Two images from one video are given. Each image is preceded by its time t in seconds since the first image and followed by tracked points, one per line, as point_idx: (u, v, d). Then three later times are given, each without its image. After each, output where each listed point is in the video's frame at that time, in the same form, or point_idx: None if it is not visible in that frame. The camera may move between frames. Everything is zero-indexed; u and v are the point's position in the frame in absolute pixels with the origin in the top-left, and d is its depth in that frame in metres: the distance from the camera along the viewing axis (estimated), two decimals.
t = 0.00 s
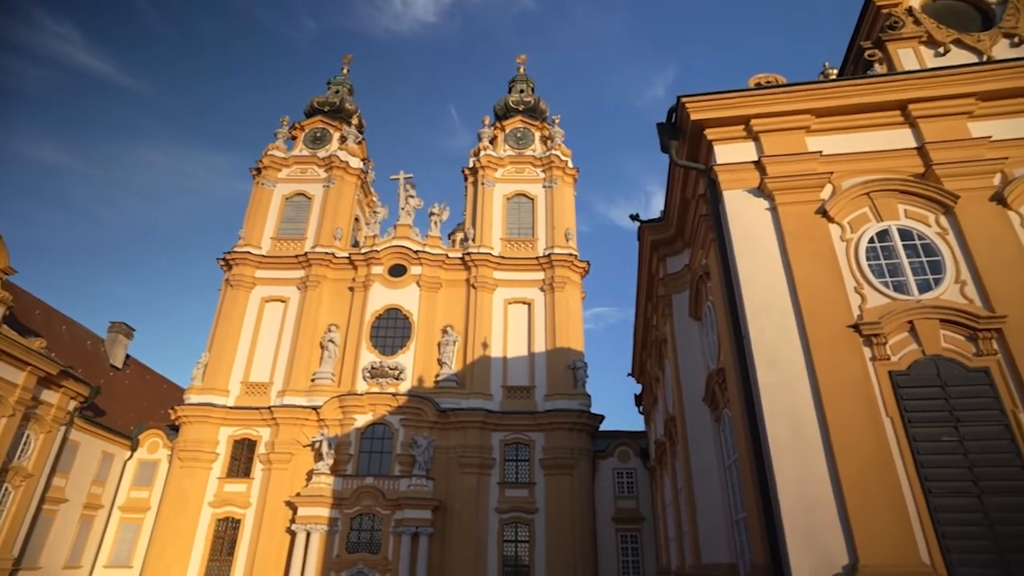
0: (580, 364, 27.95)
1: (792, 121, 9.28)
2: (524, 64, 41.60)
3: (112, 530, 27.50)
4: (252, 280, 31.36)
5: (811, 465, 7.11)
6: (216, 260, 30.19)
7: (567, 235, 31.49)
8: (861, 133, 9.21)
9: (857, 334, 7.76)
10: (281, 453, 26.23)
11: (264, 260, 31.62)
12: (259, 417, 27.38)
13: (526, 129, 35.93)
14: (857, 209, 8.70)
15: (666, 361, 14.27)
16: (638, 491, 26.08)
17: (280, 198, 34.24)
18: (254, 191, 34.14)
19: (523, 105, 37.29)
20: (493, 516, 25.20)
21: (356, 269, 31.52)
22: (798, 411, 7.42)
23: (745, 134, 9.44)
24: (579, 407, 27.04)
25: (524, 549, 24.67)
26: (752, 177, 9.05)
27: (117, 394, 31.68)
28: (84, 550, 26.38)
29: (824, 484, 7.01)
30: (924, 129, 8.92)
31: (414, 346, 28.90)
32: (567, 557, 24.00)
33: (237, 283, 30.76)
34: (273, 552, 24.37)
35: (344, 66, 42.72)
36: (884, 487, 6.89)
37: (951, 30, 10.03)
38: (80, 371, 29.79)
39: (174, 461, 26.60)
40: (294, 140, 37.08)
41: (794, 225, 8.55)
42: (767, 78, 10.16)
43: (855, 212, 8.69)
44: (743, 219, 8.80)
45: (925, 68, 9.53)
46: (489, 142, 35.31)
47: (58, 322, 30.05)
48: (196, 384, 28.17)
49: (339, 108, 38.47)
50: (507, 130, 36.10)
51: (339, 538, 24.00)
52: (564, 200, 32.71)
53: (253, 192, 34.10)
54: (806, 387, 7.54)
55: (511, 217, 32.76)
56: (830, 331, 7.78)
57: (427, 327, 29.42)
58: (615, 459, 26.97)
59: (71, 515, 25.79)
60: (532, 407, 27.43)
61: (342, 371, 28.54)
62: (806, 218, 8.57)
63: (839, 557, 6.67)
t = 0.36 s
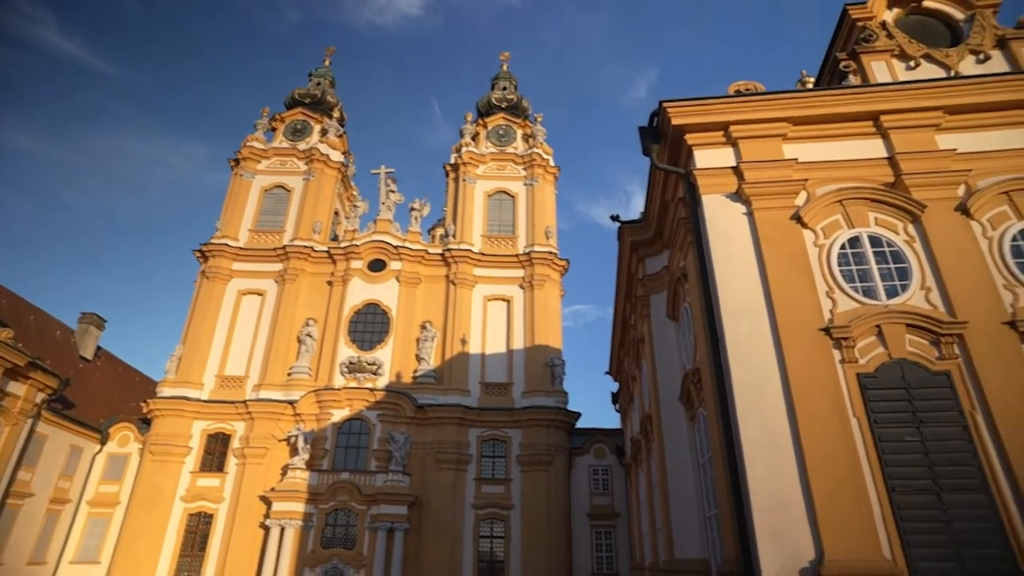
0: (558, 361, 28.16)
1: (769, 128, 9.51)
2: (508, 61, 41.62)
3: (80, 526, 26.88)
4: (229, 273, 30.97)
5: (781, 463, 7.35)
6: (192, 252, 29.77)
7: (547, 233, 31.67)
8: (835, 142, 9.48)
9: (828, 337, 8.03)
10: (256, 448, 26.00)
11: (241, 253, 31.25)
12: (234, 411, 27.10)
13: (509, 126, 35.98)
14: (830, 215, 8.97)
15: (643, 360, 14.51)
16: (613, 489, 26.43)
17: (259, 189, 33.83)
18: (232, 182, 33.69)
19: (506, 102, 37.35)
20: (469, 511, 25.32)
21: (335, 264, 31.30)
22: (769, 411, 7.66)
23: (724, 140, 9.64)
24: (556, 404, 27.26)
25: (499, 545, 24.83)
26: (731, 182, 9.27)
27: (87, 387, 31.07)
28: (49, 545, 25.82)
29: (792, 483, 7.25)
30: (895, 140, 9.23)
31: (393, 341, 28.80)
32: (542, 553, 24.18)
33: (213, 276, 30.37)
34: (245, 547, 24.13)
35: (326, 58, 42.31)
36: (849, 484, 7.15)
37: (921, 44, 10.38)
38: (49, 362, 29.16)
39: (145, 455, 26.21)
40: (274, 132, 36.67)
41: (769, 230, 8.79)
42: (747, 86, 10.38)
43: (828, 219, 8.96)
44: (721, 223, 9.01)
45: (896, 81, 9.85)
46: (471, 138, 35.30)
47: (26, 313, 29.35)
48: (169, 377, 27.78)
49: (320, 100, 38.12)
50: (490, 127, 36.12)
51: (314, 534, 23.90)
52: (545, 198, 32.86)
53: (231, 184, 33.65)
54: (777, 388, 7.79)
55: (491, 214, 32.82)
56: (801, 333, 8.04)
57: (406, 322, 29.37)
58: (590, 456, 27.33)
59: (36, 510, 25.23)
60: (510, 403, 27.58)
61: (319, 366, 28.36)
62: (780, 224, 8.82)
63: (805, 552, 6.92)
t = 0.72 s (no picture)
0: (525, 352, 28.41)
1: (739, 131, 9.78)
2: (484, 50, 41.44)
3: (27, 512, 25.94)
4: (192, 255, 30.26)
5: (738, 455, 7.67)
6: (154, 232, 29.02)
7: (518, 224, 31.80)
8: (800, 148, 9.82)
9: (787, 335, 8.37)
10: (217, 434, 25.59)
11: (205, 235, 30.57)
12: (194, 396, 26.61)
13: (483, 116, 35.88)
14: (793, 219, 9.32)
15: (610, 353, 14.82)
16: (576, 479, 26.99)
17: (225, 170, 33.06)
18: (197, 162, 32.85)
19: (481, 91, 37.25)
20: (434, 499, 25.44)
21: (303, 249, 30.85)
22: (729, 405, 7.97)
23: (695, 141, 9.88)
24: (522, 394, 27.54)
25: (462, 532, 25.03)
26: (700, 182, 9.52)
27: (39, 369, 30.05)
28: None
29: (749, 473, 7.58)
30: (856, 148, 9.61)
31: (360, 329, 28.59)
32: (505, 541, 24.50)
33: (176, 257, 29.66)
34: (204, 534, 23.78)
35: (298, 38, 41.41)
36: (801, 477, 7.50)
37: (884, 57, 10.79)
38: None
39: (100, 440, 25.55)
40: (242, 112, 35.81)
41: (735, 230, 9.08)
42: (719, 89, 10.63)
43: (791, 222, 9.30)
44: (689, 222, 9.27)
45: (859, 91, 10.23)
46: (444, 127, 35.10)
47: None
48: (127, 361, 27.10)
49: (291, 81, 37.36)
50: (464, 116, 35.95)
51: (276, 521, 23.74)
52: (517, 190, 32.96)
53: (196, 163, 32.81)
54: (738, 383, 8.11)
55: (463, 204, 32.76)
56: (762, 331, 8.36)
57: (374, 310, 29.18)
58: (555, 446, 27.80)
59: None
60: (477, 393, 27.72)
61: (284, 352, 27.98)
62: (746, 225, 9.12)
63: (759, 540, 7.26)
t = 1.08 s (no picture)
0: (485, 336, 28.56)
1: (702, 128, 10.02)
2: (452, 30, 40.89)
3: None
4: (141, 226, 29.15)
5: (688, 441, 8.03)
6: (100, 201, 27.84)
7: (482, 208, 31.78)
8: (758, 147, 10.17)
9: (738, 327, 8.74)
10: (166, 412, 24.95)
11: (156, 206, 29.49)
12: (142, 373, 25.83)
13: (450, 96, 35.48)
14: (749, 215, 9.68)
15: (569, 340, 15.10)
16: (531, 461, 27.61)
17: (178, 139, 31.85)
18: (148, 129, 31.55)
19: (448, 72, 36.85)
20: (389, 480, 25.42)
21: (260, 224, 30.11)
22: (681, 392, 8.31)
23: (660, 135, 10.07)
24: (480, 377, 27.74)
25: (417, 513, 25.18)
26: (662, 176, 9.76)
27: None
28: None
29: (697, 458, 7.95)
30: (810, 150, 10.01)
31: (318, 308, 28.15)
32: (459, 522, 24.82)
33: (123, 228, 28.54)
34: (150, 514, 23.26)
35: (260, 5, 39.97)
36: (746, 462, 7.90)
37: (840, 63, 11.22)
38: None
39: (38, 417, 24.56)
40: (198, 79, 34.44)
41: (695, 225, 9.36)
42: (684, 85, 10.86)
43: (747, 218, 9.67)
44: (651, 215, 9.51)
45: (816, 95, 10.63)
46: (410, 105, 34.59)
47: None
48: (69, 335, 26.06)
49: (251, 50, 36.11)
50: (430, 96, 35.51)
51: (226, 501, 23.45)
52: (482, 173, 32.87)
53: (147, 130, 31.49)
54: (690, 372, 8.45)
55: (427, 185, 32.48)
56: (715, 323, 8.71)
57: (333, 289, 28.74)
58: (511, 430, 28.28)
59: None
60: (435, 375, 27.77)
61: (238, 329, 27.37)
62: (705, 219, 9.42)
63: (703, 521, 7.65)
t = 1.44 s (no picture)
0: (440, 314, 28.56)
1: (662, 117, 10.25)
2: None
3: None
4: (78, 188, 27.71)
5: (635, 419, 8.38)
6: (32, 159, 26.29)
7: (441, 185, 31.54)
8: (714, 140, 10.48)
9: (688, 313, 9.09)
10: (104, 384, 24.09)
11: (94, 167, 28.06)
12: (78, 343, 24.79)
13: (412, 69, 34.79)
14: (702, 205, 10.01)
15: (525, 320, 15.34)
16: (482, 438, 28.14)
17: (120, 97, 30.23)
18: (87, 83, 29.82)
19: (411, 43, 36.13)
20: (340, 455, 25.34)
21: (210, 191, 29.10)
22: (631, 374, 8.63)
23: (621, 122, 10.24)
24: (435, 355, 27.81)
25: (367, 489, 25.22)
26: (622, 163, 9.97)
27: None
28: None
29: (643, 436, 8.31)
30: (763, 145, 10.39)
31: (270, 280, 27.49)
32: (411, 498, 25.04)
33: (58, 190, 27.11)
34: (86, 488, 22.59)
35: None
36: (689, 441, 8.30)
37: (795, 62, 11.61)
38: None
39: None
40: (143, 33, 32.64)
41: (651, 212, 9.63)
42: (647, 74, 11.03)
43: (700, 208, 10.00)
44: (609, 201, 9.72)
45: (771, 91, 11.00)
46: (371, 76, 33.78)
47: None
48: None
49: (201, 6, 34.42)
50: (392, 67, 34.73)
51: (169, 475, 22.99)
52: (443, 149, 32.53)
53: (85, 85, 29.76)
54: (640, 355, 8.78)
55: (386, 159, 31.94)
56: (666, 308, 9.04)
57: (285, 261, 28.07)
58: (464, 407, 28.69)
59: None
60: (389, 351, 27.63)
61: (184, 300, 26.54)
62: (661, 207, 9.69)
63: (647, 496, 8.04)
